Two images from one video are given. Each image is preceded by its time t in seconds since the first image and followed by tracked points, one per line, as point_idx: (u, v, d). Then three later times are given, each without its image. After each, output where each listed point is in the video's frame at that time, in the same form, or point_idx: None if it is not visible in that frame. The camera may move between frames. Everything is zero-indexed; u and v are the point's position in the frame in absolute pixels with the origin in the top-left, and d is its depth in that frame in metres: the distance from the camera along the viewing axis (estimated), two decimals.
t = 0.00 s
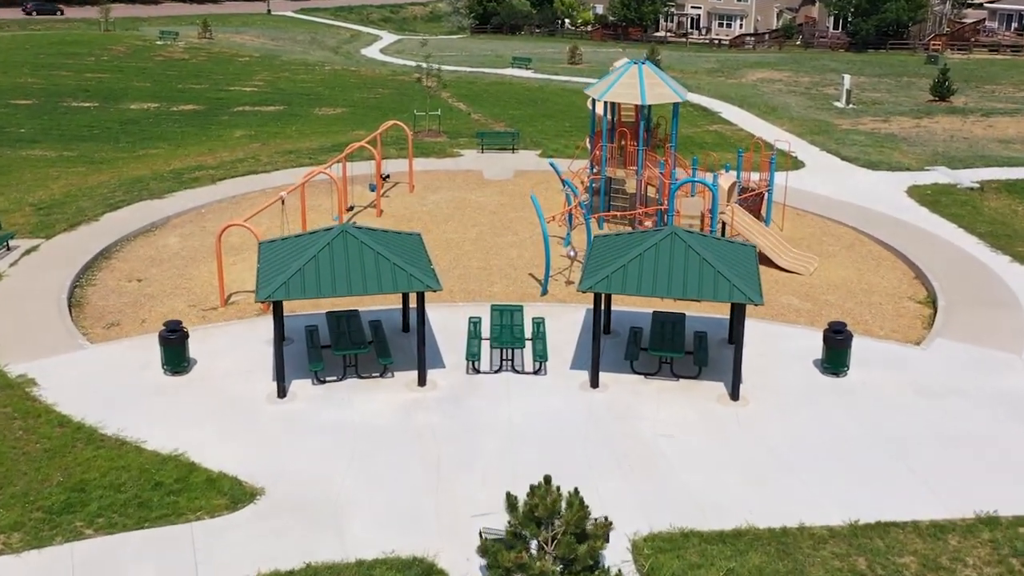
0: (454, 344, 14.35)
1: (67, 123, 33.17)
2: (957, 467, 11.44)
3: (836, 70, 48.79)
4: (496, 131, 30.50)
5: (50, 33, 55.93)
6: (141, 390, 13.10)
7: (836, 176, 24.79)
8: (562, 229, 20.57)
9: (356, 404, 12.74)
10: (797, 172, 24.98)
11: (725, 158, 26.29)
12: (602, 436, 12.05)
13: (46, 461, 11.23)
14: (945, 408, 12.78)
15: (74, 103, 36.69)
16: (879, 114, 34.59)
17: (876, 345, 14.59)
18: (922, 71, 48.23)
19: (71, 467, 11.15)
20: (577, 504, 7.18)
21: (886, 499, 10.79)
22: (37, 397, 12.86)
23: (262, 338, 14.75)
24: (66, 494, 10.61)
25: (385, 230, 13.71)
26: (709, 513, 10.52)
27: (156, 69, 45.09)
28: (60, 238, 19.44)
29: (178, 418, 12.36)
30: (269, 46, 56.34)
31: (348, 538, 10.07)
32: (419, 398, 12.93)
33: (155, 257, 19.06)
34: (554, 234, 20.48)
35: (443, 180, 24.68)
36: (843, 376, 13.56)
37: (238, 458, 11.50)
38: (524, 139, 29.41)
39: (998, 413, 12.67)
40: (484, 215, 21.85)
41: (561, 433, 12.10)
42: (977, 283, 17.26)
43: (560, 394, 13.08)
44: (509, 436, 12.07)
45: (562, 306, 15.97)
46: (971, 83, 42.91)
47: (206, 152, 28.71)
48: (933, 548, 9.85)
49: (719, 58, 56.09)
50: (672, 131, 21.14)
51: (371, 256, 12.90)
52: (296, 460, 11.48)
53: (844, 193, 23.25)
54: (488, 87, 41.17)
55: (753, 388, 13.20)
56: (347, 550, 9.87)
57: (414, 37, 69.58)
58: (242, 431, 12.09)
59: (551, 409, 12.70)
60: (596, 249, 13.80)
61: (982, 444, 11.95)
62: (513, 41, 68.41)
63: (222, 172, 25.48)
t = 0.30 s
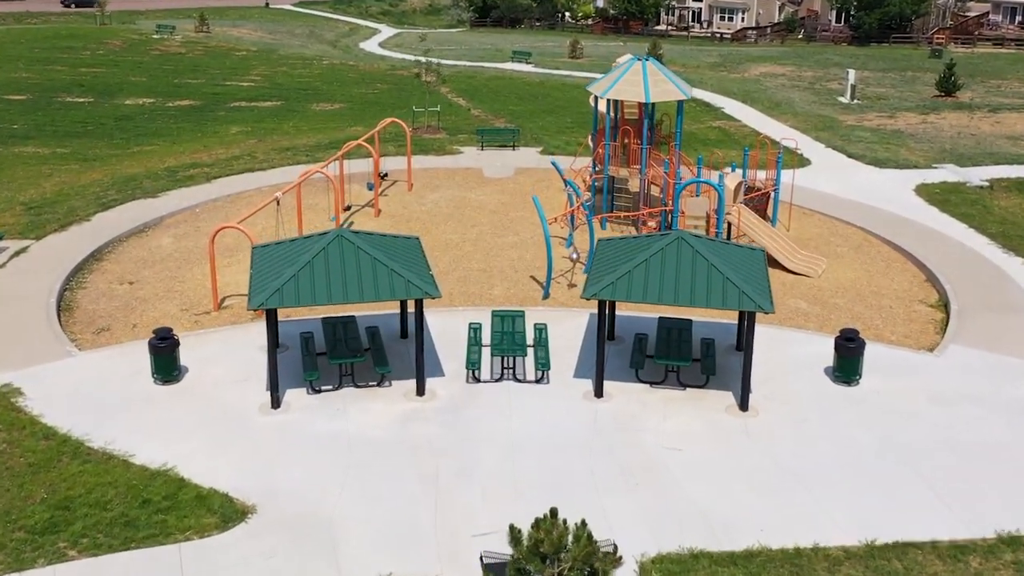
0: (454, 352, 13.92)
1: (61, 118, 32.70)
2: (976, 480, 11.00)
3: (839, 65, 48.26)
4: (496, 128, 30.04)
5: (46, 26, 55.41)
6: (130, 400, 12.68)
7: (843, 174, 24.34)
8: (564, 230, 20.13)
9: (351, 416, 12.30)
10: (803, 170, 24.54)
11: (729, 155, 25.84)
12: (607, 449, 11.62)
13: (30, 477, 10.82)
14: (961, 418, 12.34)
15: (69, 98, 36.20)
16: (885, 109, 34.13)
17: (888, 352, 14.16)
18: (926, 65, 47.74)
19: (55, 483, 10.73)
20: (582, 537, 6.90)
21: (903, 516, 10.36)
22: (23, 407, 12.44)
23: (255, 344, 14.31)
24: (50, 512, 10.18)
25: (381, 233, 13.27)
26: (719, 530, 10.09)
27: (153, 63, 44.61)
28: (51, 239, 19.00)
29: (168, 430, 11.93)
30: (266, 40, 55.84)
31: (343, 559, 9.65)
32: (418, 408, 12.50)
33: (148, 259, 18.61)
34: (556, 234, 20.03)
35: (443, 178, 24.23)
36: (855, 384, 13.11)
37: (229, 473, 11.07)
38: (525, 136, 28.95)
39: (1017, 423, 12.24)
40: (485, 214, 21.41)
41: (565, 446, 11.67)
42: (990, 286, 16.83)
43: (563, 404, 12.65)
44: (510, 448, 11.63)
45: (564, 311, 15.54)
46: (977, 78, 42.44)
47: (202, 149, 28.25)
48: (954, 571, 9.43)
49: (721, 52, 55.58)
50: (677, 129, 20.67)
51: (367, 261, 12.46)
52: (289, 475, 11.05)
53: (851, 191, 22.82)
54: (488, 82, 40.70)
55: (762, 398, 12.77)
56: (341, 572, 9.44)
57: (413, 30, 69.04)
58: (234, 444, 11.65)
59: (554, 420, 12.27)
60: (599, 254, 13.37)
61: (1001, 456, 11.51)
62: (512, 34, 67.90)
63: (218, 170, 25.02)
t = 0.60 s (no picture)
0: (452, 360, 13.47)
1: (55, 114, 32.19)
2: (996, 499, 10.56)
3: (843, 58, 47.73)
4: (496, 124, 29.55)
5: (40, 19, 54.80)
6: (117, 412, 12.22)
7: (850, 172, 23.88)
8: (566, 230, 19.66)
9: (347, 428, 11.85)
10: (809, 168, 24.07)
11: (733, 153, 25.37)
12: (612, 465, 11.17)
13: (11, 495, 10.37)
14: (979, 432, 11.90)
15: (62, 93, 35.66)
16: (891, 104, 33.65)
17: (901, 360, 13.72)
18: (930, 59, 47.20)
19: (37, 502, 10.27)
20: None
21: (922, 538, 9.92)
22: (6, 420, 11.99)
23: (248, 352, 13.86)
24: (30, 534, 9.73)
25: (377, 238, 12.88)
26: (729, 553, 9.65)
27: (148, 57, 44.06)
28: (40, 240, 18.51)
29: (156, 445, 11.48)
30: (264, 33, 55.22)
31: None
32: (415, 420, 12.05)
33: (139, 261, 18.15)
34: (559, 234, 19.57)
35: (442, 175, 23.74)
36: (868, 395, 12.69)
37: (219, 491, 10.62)
38: (525, 132, 28.45)
39: None
40: (485, 214, 20.94)
41: (568, 461, 11.24)
42: (1004, 289, 16.39)
43: (566, 416, 12.20)
44: (511, 464, 11.19)
45: (567, 316, 15.09)
46: (982, 72, 41.95)
47: (197, 145, 27.76)
48: None
49: (723, 45, 55.03)
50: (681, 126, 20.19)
51: (362, 268, 12.05)
52: (282, 494, 10.61)
53: (858, 190, 22.37)
54: (488, 76, 40.18)
55: (772, 409, 12.32)
56: None
57: (412, 23, 68.44)
58: (224, 459, 11.21)
59: (557, 434, 11.82)
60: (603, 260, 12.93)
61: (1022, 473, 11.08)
62: (512, 27, 67.29)
63: (212, 167, 24.53)
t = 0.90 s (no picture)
0: (451, 369, 13.04)
1: (47, 109, 31.68)
2: (1018, 518, 10.12)
3: (846, 52, 47.17)
4: (495, 121, 29.08)
5: (35, 12, 54.21)
6: (104, 425, 11.78)
7: (857, 169, 23.41)
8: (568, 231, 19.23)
9: (341, 442, 11.42)
10: (816, 166, 23.61)
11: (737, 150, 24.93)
12: (617, 481, 10.74)
13: None
14: (997, 445, 11.48)
15: (55, 88, 35.14)
16: (896, 99, 33.19)
17: (915, 369, 13.29)
18: (935, 53, 46.65)
19: (17, 522, 9.82)
20: None
21: (941, 559, 9.50)
22: None
23: (240, 361, 13.43)
24: (9, 558, 9.26)
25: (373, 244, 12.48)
26: None
27: (143, 51, 43.50)
28: (28, 242, 18.06)
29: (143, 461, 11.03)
30: (261, 26, 54.65)
31: None
32: (413, 434, 11.61)
33: (130, 263, 17.69)
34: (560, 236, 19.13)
35: (440, 174, 23.28)
36: (881, 406, 12.26)
37: (208, 510, 10.17)
38: (525, 128, 27.99)
39: None
40: (485, 214, 20.49)
41: (571, 476, 10.80)
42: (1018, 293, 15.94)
43: (569, 429, 11.76)
44: (512, 479, 10.76)
45: (569, 322, 14.66)
46: (988, 66, 41.46)
47: (191, 142, 27.28)
48: None
49: (725, 39, 54.48)
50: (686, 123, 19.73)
51: (358, 276, 11.64)
52: (273, 513, 10.16)
53: (866, 188, 21.91)
54: (488, 71, 39.67)
55: (783, 422, 11.89)
56: None
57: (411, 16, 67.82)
58: (214, 476, 10.76)
59: (560, 447, 11.38)
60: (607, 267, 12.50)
61: None
62: (512, 20, 66.73)
63: (206, 165, 24.05)
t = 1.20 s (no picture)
0: (450, 381, 12.54)
1: (39, 104, 31.10)
2: None
3: (851, 45, 46.57)
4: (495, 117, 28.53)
5: (29, 4, 53.50)
6: (88, 442, 11.27)
7: (867, 168, 22.89)
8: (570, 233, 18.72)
9: (336, 460, 10.93)
10: (825, 165, 23.09)
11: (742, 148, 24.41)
12: (624, 502, 10.25)
13: None
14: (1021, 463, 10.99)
15: (47, 82, 34.54)
16: (903, 94, 32.63)
17: (932, 381, 12.80)
18: (940, 46, 46.03)
19: None
20: None
21: None
22: None
23: (231, 373, 12.94)
24: None
25: (369, 251, 11.99)
26: None
27: (138, 44, 42.88)
28: (15, 245, 17.53)
29: (128, 481, 10.53)
30: (258, 19, 54.00)
31: None
32: (410, 452, 11.12)
33: (120, 267, 17.18)
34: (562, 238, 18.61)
35: (439, 172, 22.75)
36: (898, 421, 11.77)
37: (194, 536, 9.67)
38: (526, 124, 27.44)
39: None
40: (484, 215, 19.98)
41: (576, 497, 10.31)
42: None
43: (573, 445, 11.27)
44: (514, 500, 10.27)
45: (572, 331, 14.17)
46: (995, 59, 40.91)
47: (185, 139, 26.74)
48: None
49: (728, 31, 53.85)
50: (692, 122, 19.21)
51: (353, 287, 11.15)
52: (263, 538, 9.67)
53: (876, 187, 21.38)
54: (487, 64, 39.08)
55: (795, 439, 11.40)
56: None
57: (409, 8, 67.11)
58: (201, 498, 10.27)
59: (565, 466, 10.88)
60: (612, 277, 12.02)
61: None
62: (512, 12, 66.08)
63: (199, 163, 23.51)
